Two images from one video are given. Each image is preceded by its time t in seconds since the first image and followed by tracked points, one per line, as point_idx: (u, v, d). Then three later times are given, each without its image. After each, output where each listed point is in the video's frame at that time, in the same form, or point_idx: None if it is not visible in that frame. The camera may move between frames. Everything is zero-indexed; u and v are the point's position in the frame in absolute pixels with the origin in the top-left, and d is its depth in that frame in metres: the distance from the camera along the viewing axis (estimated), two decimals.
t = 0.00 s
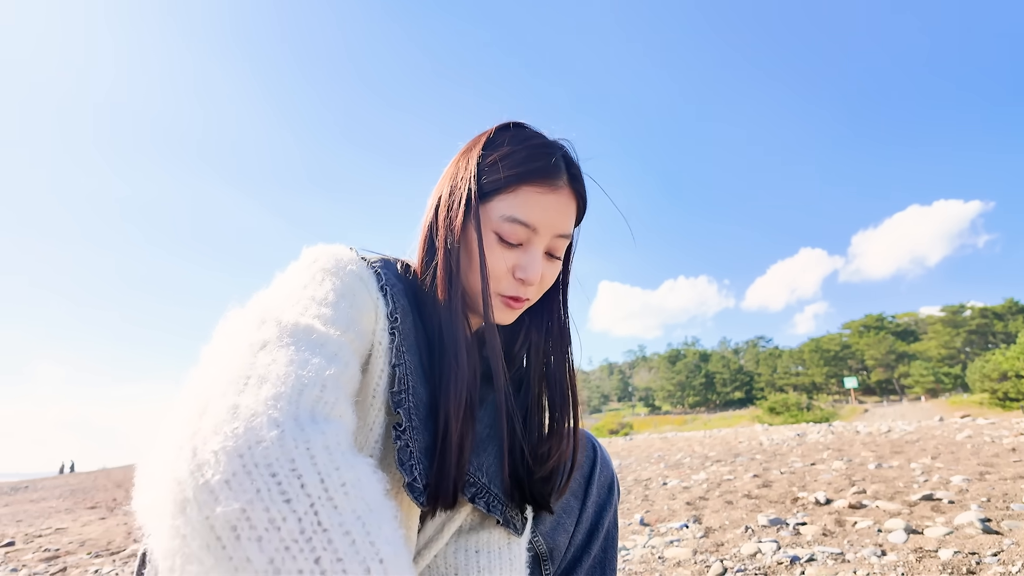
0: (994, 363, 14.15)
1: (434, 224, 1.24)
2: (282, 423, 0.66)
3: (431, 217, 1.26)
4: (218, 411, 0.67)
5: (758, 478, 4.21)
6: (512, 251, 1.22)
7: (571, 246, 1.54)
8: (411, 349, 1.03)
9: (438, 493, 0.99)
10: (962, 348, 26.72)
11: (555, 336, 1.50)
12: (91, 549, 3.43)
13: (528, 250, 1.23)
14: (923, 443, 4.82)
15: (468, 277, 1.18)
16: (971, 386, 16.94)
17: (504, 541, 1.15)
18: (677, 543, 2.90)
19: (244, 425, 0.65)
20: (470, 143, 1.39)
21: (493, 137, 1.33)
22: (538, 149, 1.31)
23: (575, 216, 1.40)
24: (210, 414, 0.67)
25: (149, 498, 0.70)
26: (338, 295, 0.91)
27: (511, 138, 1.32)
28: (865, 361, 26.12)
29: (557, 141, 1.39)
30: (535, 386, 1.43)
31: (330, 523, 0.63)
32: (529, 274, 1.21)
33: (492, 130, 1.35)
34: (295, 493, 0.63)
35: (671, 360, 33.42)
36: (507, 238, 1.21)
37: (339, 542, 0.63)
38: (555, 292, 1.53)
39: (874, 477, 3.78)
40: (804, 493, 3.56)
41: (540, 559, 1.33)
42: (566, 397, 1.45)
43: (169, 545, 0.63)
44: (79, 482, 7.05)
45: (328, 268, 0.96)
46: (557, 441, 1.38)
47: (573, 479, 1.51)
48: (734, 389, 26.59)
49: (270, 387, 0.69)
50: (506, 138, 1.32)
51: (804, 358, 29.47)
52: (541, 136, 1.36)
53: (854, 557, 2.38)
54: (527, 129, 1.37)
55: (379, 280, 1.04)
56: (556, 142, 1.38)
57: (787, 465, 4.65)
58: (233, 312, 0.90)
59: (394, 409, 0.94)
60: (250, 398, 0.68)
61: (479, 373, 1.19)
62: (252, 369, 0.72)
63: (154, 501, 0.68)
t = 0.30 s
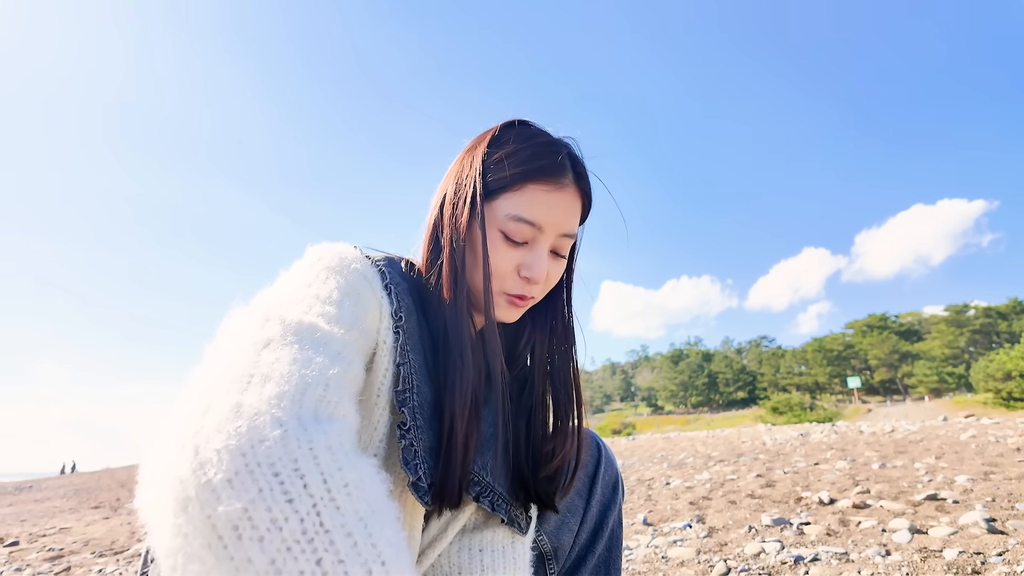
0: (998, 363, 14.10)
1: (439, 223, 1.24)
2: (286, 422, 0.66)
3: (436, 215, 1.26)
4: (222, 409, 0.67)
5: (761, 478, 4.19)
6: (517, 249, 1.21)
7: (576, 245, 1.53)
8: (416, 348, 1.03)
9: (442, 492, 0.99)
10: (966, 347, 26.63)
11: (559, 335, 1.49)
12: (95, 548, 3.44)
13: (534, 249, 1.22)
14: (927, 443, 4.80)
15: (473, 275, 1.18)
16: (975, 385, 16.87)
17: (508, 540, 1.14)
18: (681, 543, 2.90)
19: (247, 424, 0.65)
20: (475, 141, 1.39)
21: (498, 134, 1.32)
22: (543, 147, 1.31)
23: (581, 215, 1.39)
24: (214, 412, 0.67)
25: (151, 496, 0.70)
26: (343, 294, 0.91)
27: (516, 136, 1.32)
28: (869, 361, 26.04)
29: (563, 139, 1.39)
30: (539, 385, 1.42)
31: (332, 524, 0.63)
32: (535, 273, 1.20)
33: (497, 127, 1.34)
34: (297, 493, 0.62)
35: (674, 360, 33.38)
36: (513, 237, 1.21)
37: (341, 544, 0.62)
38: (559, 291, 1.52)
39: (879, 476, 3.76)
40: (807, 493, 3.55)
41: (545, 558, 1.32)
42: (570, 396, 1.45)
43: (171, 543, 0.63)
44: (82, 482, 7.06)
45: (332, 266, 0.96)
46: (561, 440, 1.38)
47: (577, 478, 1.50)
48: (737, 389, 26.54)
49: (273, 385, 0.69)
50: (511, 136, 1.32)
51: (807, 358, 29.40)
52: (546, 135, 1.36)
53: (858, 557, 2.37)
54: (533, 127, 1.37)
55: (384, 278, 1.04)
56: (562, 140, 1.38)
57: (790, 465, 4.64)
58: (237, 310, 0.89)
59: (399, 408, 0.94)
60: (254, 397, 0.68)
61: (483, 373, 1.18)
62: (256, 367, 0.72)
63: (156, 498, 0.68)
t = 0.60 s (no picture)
0: (1002, 363, 14.06)
1: (439, 224, 1.24)
2: (290, 422, 0.66)
3: (436, 216, 1.26)
4: (226, 409, 0.67)
5: (764, 478, 4.19)
6: (517, 250, 1.21)
7: (576, 245, 1.54)
8: (417, 348, 1.04)
9: (444, 491, 0.99)
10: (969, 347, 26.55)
11: (560, 335, 1.49)
12: (99, 548, 3.45)
13: (533, 249, 1.23)
14: (930, 444, 4.78)
15: (473, 276, 1.18)
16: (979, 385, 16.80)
17: (510, 539, 1.15)
18: (683, 543, 2.90)
19: (251, 424, 0.65)
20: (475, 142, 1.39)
21: (498, 136, 1.33)
22: (543, 148, 1.31)
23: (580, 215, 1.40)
24: (218, 412, 0.67)
25: (157, 496, 0.70)
26: (344, 295, 0.91)
27: (515, 137, 1.32)
28: (872, 361, 25.97)
29: (562, 139, 1.39)
30: (541, 385, 1.43)
31: (337, 521, 0.63)
32: (534, 273, 1.21)
33: (496, 128, 1.35)
34: (302, 491, 0.63)
35: (676, 360, 33.36)
36: (512, 238, 1.21)
37: (346, 541, 0.63)
38: (560, 291, 1.53)
39: (881, 476, 3.76)
40: (810, 493, 3.55)
41: (547, 557, 1.32)
42: (572, 396, 1.45)
43: (177, 542, 0.64)
44: (87, 482, 7.09)
45: (334, 267, 0.96)
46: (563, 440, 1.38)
47: (579, 477, 1.50)
48: (739, 389, 26.50)
49: (277, 385, 0.70)
50: (511, 137, 1.32)
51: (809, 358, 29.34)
52: (546, 135, 1.36)
53: (861, 557, 2.37)
54: (532, 128, 1.37)
55: (385, 279, 1.04)
56: (561, 140, 1.38)
57: (793, 465, 4.63)
58: (240, 311, 0.90)
59: (401, 408, 0.94)
60: (258, 397, 0.68)
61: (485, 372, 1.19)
62: (259, 368, 0.72)
63: (162, 498, 0.68)
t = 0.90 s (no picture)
0: (1005, 363, 14.00)
1: (440, 222, 1.24)
2: (288, 420, 0.66)
3: (436, 215, 1.26)
4: (225, 408, 0.67)
5: (766, 478, 4.18)
6: (517, 249, 1.21)
7: (577, 243, 1.53)
8: (419, 347, 1.03)
9: (446, 489, 0.99)
10: (972, 347, 26.46)
11: (562, 334, 1.49)
12: (102, 548, 3.46)
13: (533, 248, 1.22)
14: (934, 443, 4.76)
15: (474, 275, 1.18)
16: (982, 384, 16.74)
17: (512, 537, 1.14)
18: (685, 543, 2.89)
19: (250, 423, 0.65)
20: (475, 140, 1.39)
21: (497, 133, 1.32)
22: (543, 146, 1.31)
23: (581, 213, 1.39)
24: (217, 411, 0.67)
25: (156, 494, 0.70)
26: (345, 293, 0.91)
27: (515, 135, 1.32)
28: (874, 361, 25.90)
29: (562, 136, 1.38)
30: (543, 383, 1.42)
31: (335, 521, 0.63)
32: (534, 272, 1.20)
33: (496, 126, 1.34)
34: (300, 490, 0.63)
35: (678, 360, 33.31)
36: (512, 236, 1.21)
37: (344, 540, 0.62)
38: (562, 289, 1.52)
39: (884, 476, 3.74)
40: (813, 493, 3.53)
41: (550, 556, 1.32)
42: (574, 395, 1.44)
43: (175, 541, 0.63)
44: (90, 482, 7.10)
45: (335, 266, 0.96)
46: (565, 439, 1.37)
47: (581, 476, 1.50)
48: (742, 389, 26.46)
49: (276, 384, 0.69)
50: (510, 134, 1.32)
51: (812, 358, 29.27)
52: (546, 132, 1.36)
53: (864, 557, 2.36)
54: (532, 125, 1.37)
55: (386, 277, 1.04)
56: (562, 138, 1.38)
57: (795, 465, 4.62)
58: (241, 309, 0.90)
59: (402, 406, 0.94)
60: (257, 395, 0.68)
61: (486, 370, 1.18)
62: (259, 366, 0.72)
63: (161, 496, 0.68)
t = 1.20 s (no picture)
0: (1009, 362, 13.95)
1: (440, 220, 1.23)
2: (283, 417, 0.65)
3: (437, 212, 1.25)
4: (220, 404, 0.66)
5: (768, 477, 4.16)
6: (518, 246, 1.20)
7: (579, 240, 1.52)
8: (419, 345, 1.02)
9: (447, 487, 0.98)
10: (975, 347, 26.37)
11: (563, 332, 1.48)
12: (103, 548, 3.46)
13: (534, 244, 1.21)
14: (937, 442, 4.74)
15: (475, 273, 1.17)
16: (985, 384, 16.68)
17: (512, 536, 1.14)
18: (687, 543, 2.88)
19: (244, 420, 0.64)
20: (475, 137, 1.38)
21: (498, 130, 1.31)
22: (543, 142, 1.30)
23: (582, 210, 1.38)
24: (212, 407, 0.66)
25: (151, 492, 0.69)
26: (344, 291, 0.90)
27: (515, 131, 1.31)
28: (877, 360, 25.83)
29: (564, 132, 1.38)
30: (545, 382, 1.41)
31: (330, 517, 0.62)
32: (535, 269, 1.19)
33: (496, 123, 1.33)
34: (294, 487, 0.62)
35: (680, 360, 33.26)
36: (513, 233, 1.20)
37: (339, 537, 0.62)
38: (564, 287, 1.51)
39: (887, 476, 3.72)
40: (815, 492, 3.52)
41: (551, 555, 1.31)
42: (576, 393, 1.44)
43: (169, 538, 0.63)
44: (92, 482, 7.09)
45: (335, 264, 0.95)
46: (567, 438, 1.37)
47: (582, 475, 1.49)
48: (744, 389, 26.40)
49: (272, 380, 0.69)
50: (511, 131, 1.31)
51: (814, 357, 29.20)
52: (547, 129, 1.35)
53: (867, 557, 2.35)
54: (532, 121, 1.36)
55: (385, 275, 1.03)
56: (563, 133, 1.37)
57: (797, 464, 4.60)
58: (239, 306, 0.89)
59: (402, 404, 0.93)
60: (252, 392, 0.67)
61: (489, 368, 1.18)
62: (254, 363, 0.71)
63: (157, 494, 0.67)
